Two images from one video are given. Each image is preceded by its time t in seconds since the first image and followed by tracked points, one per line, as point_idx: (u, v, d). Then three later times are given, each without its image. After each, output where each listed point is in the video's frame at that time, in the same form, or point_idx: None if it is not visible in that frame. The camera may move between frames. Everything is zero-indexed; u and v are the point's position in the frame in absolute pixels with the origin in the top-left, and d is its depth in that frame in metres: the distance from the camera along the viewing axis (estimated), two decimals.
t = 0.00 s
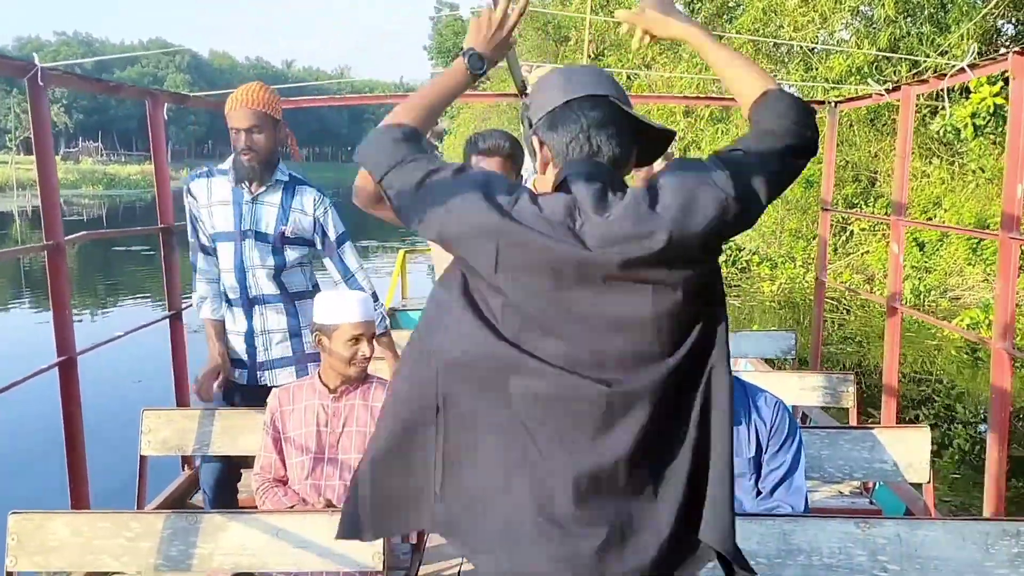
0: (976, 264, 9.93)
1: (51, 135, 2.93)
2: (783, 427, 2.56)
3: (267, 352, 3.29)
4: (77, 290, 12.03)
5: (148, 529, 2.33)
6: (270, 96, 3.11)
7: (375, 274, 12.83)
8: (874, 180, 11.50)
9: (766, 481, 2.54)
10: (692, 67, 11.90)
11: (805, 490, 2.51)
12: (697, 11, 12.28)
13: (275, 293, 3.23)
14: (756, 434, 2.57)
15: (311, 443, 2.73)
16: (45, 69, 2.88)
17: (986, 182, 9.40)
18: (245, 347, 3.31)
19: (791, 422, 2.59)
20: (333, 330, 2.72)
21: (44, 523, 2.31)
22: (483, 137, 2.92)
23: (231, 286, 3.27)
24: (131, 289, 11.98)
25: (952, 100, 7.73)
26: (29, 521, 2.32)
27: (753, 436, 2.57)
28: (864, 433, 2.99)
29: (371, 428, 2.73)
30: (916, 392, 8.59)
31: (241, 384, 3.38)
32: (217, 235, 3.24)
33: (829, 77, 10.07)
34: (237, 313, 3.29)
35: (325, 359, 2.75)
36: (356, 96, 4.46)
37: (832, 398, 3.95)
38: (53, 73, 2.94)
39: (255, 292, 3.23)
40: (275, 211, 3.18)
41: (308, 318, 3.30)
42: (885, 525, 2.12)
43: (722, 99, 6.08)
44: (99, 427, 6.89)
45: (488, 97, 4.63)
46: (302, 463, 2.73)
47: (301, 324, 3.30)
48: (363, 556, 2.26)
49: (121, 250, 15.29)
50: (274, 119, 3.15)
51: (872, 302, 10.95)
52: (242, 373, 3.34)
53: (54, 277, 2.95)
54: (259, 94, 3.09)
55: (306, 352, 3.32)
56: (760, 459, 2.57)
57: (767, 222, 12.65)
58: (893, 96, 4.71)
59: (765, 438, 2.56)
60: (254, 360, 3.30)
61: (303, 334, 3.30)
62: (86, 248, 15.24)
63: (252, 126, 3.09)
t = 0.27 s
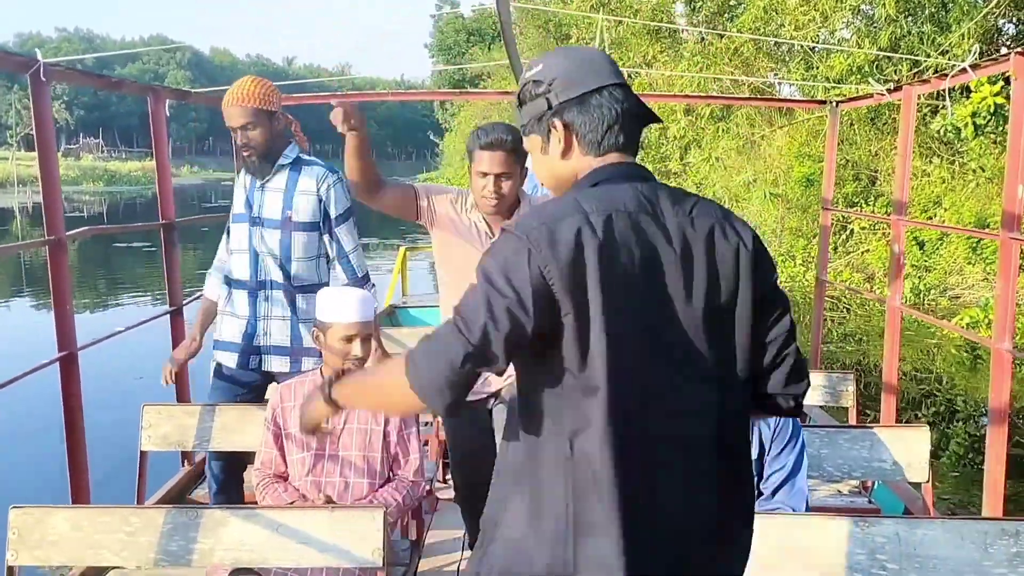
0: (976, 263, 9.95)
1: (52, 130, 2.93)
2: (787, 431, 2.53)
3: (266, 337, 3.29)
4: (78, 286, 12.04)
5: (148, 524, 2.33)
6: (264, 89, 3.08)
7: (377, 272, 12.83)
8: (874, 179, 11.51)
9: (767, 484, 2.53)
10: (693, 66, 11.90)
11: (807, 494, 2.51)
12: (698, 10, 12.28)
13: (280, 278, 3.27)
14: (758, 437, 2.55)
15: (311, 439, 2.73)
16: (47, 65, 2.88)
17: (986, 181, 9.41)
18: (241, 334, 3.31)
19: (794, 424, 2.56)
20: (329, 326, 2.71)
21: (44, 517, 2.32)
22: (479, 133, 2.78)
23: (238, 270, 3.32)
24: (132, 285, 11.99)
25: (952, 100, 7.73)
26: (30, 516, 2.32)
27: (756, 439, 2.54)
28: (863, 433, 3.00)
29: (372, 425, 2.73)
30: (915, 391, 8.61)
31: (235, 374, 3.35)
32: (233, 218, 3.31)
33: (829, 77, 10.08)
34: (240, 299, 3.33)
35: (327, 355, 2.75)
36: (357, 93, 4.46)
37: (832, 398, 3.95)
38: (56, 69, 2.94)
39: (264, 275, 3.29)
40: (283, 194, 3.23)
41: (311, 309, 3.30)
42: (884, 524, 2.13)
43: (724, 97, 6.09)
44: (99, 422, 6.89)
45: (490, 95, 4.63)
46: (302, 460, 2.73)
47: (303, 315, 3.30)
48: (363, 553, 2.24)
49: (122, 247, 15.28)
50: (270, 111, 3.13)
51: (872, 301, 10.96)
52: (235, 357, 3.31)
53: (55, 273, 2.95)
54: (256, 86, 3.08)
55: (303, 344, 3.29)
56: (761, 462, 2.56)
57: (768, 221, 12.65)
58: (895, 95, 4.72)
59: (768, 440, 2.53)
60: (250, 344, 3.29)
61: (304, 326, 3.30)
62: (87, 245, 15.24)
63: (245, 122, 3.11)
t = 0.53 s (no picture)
0: (976, 264, 9.96)
1: (55, 127, 2.93)
2: (790, 435, 2.53)
3: (291, 329, 3.28)
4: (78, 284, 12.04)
5: (149, 522, 2.34)
6: (257, 88, 3.11)
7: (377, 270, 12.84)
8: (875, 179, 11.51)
9: (769, 485, 2.52)
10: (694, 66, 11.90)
11: (809, 497, 2.48)
12: (700, 9, 12.27)
13: (301, 270, 3.27)
14: (762, 440, 2.54)
15: (311, 438, 2.73)
16: (49, 61, 2.88)
17: (986, 182, 9.42)
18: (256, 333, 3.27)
19: (797, 428, 2.55)
20: (320, 326, 2.71)
21: (45, 515, 2.32)
22: (474, 137, 2.58)
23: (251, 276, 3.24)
24: (132, 282, 12.00)
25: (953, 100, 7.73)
26: (31, 513, 2.32)
27: (760, 441, 2.54)
28: (863, 434, 3.00)
29: (371, 423, 2.73)
30: (914, 390, 8.62)
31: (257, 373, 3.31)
32: (233, 233, 3.22)
33: (830, 77, 10.08)
34: (252, 303, 3.27)
35: (323, 355, 2.74)
36: (357, 92, 4.45)
37: (833, 398, 3.95)
38: (59, 65, 2.94)
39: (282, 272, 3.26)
40: (289, 187, 3.23)
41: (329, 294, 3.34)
42: (883, 525, 2.13)
43: (724, 97, 6.09)
44: (98, 419, 6.89)
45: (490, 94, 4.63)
46: (303, 458, 2.73)
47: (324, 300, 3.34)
48: (363, 550, 2.24)
49: (122, 244, 15.28)
50: (265, 111, 3.14)
51: (872, 301, 10.97)
52: (263, 357, 3.28)
53: (56, 270, 2.96)
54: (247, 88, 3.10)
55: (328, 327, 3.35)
56: (764, 463, 2.55)
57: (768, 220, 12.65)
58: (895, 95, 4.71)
59: (771, 443, 2.53)
60: (275, 339, 3.27)
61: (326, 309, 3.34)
62: (87, 242, 15.24)
63: (243, 121, 3.08)
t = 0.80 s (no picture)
0: (975, 264, 9.96)
1: (55, 127, 2.93)
2: (792, 432, 2.53)
3: (263, 334, 3.30)
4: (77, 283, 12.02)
5: (149, 522, 2.33)
6: (281, 85, 3.05)
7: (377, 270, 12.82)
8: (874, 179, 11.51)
9: (770, 483, 2.52)
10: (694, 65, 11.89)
11: (809, 494, 2.48)
12: (699, 9, 12.26)
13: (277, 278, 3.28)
14: (762, 437, 2.54)
15: (310, 437, 2.73)
16: (49, 61, 2.88)
17: (985, 181, 9.42)
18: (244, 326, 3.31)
19: (798, 425, 2.55)
20: (316, 325, 2.71)
21: (45, 515, 2.31)
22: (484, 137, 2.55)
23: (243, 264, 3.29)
24: (132, 281, 11.99)
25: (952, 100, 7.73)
26: (31, 513, 2.31)
27: (761, 438, 2.54)
28: (863, 432, 3.00)
29: (369, 423, 2.73)
30: (913, 390, 8.62)
31: (233, 365, 3.37)
32: (233, 209, 3.31)
33: (830, 77, 10.08)
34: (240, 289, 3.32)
35: (320, 354, 2.74)
36: (356, 91, 4.45)
37: (832, 397, 3.95)
38: (59, 65, 2.94)
39: (259, 274, 3.29)
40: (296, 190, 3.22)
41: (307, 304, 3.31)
42: (883, 523, 2.13)
43: (723, 97, 6.09)
44: (97, 419, 6.89)
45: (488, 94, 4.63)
46: (302, 458, 2.73)
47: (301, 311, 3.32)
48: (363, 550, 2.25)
49: (122, 243, 15.26)
50: (290, 109, 3.09)
51: (871, 300, 10.98)
52: (237, 352, 3.33)
53: (56, 270, 2.95)
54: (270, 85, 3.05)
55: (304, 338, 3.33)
56: (765, 461, 2.54)
57: (768, 220, 12.65)
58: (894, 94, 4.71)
59: (772, 440, 2.53)
60: (246, 339, 3.30)
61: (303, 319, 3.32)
62: (87, 242, 15.22)
63: (264, 120, 3.05)
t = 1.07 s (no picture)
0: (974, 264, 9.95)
1: (49, 129, 2.93)
2: (790, 430, 2.53)
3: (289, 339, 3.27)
4: (77, 284, 12.02)
5: (146, 524, 2.33)
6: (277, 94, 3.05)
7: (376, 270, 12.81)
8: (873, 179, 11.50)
9: (768, 481, 2.52)
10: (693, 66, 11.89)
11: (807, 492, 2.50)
12: (699, 9, 12.25)
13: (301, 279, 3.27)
14: (761, 434, 2.54)
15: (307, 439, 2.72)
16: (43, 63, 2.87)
17: (984, 181, 9.41)
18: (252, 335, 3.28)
19: (795, 422, 2.55)
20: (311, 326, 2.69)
21: (42, 518, 2.31)
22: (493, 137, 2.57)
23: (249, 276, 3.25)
24: (132, 281, 11.99)
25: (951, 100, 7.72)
26: (27, 516, 2.31)
27: (760, 435, 2.54)
28: (861, 431, 2.99)
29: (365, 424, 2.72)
30: (913, 390, 8.62)
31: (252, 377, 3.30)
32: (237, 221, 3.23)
33: (830, 77, 10.08)
34: (246, 299, 3.29)
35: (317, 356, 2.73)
36: (354, 91, 4.45)
37: (831, 396, 3.94)
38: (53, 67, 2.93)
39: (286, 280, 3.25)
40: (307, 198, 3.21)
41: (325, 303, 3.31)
42: (881, 522, 2.13)
43: (723, 96, 6.09)
44: (96, 419, 6.89)
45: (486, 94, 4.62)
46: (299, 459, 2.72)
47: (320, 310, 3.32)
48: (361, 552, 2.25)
49: (121, 244, 15.26)
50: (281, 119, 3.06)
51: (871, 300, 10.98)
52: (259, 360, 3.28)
53: (52, 271, 2.95)
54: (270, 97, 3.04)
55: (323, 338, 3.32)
56: (763, 459, 2.54)
57: (768, 220, 12.65)
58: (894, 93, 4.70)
59: (770, 438, 2.54)
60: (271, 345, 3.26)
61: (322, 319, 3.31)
62: (87, 243, 15.22)
63: (252, 124, 3.04)
